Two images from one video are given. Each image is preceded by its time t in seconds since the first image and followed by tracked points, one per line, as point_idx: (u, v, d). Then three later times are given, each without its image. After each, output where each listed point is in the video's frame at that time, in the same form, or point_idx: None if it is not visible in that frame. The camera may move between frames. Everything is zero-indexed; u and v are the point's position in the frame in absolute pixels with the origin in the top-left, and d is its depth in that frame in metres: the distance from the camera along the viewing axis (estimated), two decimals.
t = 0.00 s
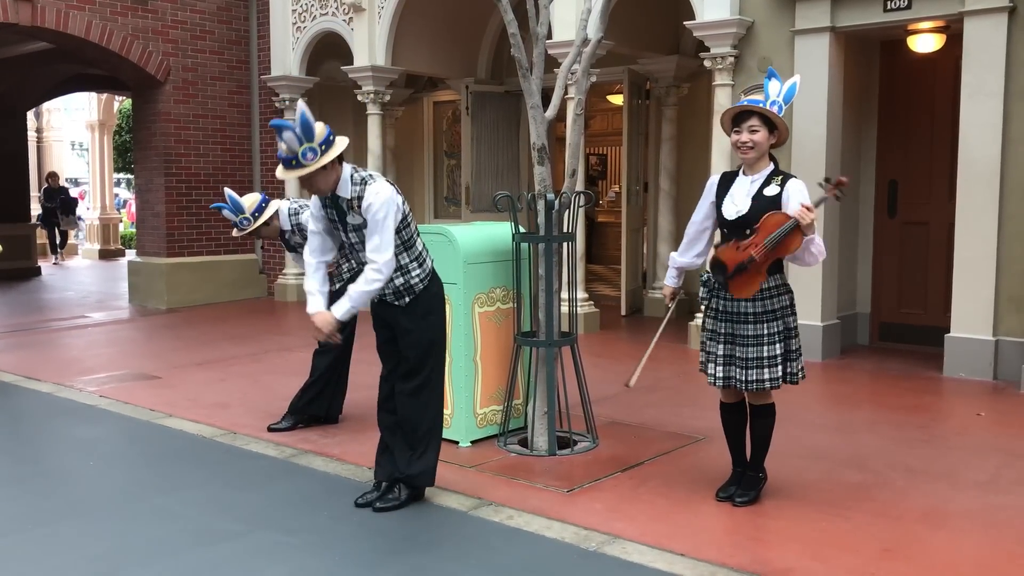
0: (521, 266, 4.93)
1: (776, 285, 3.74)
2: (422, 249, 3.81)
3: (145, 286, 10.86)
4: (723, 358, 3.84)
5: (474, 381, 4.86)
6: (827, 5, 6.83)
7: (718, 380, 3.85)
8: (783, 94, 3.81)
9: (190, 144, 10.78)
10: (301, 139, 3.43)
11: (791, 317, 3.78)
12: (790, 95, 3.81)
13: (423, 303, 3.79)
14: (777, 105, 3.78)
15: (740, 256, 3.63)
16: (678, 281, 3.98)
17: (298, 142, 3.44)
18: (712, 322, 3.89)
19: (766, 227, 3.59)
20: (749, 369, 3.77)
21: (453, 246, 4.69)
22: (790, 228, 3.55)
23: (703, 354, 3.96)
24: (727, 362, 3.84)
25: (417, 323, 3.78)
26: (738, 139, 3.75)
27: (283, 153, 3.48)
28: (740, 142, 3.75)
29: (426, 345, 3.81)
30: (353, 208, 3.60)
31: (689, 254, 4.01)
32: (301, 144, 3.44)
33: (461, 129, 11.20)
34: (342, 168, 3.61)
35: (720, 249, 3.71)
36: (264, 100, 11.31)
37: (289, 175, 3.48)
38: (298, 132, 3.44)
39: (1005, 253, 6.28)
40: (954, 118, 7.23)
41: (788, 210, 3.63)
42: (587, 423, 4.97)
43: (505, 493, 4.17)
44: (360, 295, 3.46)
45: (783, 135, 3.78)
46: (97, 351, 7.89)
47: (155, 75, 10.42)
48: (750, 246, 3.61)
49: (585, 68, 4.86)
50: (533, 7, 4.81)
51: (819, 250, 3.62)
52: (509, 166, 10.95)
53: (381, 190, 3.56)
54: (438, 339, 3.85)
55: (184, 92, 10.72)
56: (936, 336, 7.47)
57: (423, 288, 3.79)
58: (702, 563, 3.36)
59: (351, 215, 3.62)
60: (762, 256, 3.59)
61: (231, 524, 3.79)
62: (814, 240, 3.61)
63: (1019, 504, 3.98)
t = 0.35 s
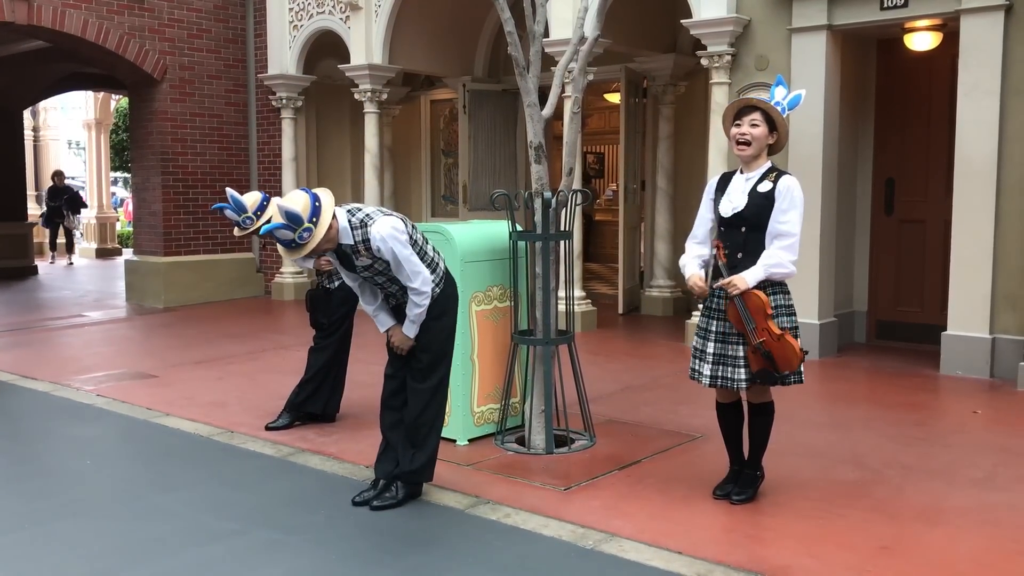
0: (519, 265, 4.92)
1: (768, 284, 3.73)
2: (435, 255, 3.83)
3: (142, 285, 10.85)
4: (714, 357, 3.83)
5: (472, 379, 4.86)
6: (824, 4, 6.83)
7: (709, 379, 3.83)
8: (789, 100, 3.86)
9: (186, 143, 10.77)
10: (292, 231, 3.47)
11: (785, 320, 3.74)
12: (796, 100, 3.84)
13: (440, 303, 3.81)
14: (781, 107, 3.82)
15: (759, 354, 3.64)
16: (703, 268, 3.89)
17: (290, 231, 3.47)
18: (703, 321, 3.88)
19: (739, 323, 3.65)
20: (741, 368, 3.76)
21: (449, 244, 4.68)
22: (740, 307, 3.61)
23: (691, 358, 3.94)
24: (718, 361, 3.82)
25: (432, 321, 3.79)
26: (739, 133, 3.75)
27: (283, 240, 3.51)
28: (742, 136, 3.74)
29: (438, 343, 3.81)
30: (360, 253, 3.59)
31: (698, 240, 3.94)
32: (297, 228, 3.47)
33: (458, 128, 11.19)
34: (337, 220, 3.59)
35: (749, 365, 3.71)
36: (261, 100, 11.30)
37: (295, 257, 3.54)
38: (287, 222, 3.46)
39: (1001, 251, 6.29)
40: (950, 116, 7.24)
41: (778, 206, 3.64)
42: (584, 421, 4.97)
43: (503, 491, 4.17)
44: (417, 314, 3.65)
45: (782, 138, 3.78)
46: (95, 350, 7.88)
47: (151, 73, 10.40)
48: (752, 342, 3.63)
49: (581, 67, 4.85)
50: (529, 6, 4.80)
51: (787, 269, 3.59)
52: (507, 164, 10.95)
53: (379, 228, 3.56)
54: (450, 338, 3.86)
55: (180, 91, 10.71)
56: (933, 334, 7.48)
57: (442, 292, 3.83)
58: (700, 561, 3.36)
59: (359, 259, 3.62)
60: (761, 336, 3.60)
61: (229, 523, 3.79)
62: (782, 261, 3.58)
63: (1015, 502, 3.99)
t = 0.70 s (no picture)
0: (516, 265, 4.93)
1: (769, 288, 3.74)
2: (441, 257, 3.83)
3: (139, 286, 10.84)
4: (712, 358, 3.82)
5: (469, 380, 4.86)
6: (820, 4, 6.84)
7: (705, 379, 3.83)
8: (779, 95, 3.81)
9: (184, 144, 10.77)
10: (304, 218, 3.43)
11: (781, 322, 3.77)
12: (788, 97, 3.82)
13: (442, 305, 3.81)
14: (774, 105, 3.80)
15: (748, 360, 3.63)
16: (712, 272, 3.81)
17: (302, 219, 3.44)
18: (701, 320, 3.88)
19: (738, 327, 3.62)
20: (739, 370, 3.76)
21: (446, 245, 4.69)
22: (748, 310, 3.59)
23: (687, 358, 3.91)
24: (716, 361, 3.82)
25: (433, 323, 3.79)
26: (740, 137, 3.75)
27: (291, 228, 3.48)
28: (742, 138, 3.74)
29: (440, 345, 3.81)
30: (370, 246, 3.64)
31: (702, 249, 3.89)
32: (310, 217, 3.44)
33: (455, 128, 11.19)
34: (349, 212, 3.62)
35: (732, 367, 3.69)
36: (258, 100, 11.30)
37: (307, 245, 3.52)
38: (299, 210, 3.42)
39: (998, 252, 6.30)
40: (947, 116, 7.25)
41: (788, 211, 3.66)
42: (581, 421, 4.97)
43: (500, 491, 4.17)
44: (395, 324, 3.55)
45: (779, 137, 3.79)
46: (92, 351, 7.88)
47: (148, 74, 10.40)
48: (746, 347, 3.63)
49: (578, 67, 4.85)
50: (526, 6, 4.80)
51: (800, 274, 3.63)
52: (504, 165, 10.97)
53: (390, 222, 3.59)
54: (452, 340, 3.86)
55: (177, 92, 10.71)
56: (930, 334, 7.49)
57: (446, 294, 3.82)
58: (696, 561, 3.37)
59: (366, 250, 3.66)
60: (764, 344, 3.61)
61: (226, 524, 3.79)
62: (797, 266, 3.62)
63: (1012, 501, 3.99)
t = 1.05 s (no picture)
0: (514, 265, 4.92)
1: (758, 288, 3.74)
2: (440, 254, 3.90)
3: (136, 287, 10.82)
4: (710, 361, 3.77)
5: (467, 381, 4.85)
6: (817, 5, 6.85)
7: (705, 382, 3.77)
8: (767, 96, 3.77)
9: (180, 144, 10.75)
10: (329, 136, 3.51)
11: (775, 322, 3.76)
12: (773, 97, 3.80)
13: (436, 305, 3.85)
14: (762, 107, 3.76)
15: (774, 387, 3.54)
16: (675, 292, 3.85)
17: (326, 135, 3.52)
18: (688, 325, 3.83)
19: (761, 356, 3.52)
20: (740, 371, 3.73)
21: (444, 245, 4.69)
22: (759, 335, 3.56)
23: (675, 363, 3.86)
24: (714, 364, 3.77)
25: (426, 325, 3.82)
26: (725, 139, 3.73)
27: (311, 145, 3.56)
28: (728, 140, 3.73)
29: (434, 345, 3.85)
30: (378, 211, 3.68)
31: (677, 259, 3.89)
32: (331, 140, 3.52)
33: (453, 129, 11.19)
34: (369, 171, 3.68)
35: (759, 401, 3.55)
36: (255, 101, 11.28)
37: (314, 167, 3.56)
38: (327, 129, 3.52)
39: (994, 252, 6.31)
40: (944, 117, 7.26)
41: (770, 212, 3.66)
42: (579, 422, 4.97)
43: (497, 492, 4.17)
44: (395, 297, 3.60)
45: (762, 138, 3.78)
46: (89, 352, 7.86)
47: (145, 75, 10.38)
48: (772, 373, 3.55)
49: (576, 68, 4.85)
50: (523, 6, 4.79)
51: (790, 279, 3.62)
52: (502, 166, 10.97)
53: (405, 192, 3.64)
54: (445, 340, 3.90)
55: (174, 92, 10.70)
56: (927, 335, 7.49)
57: (439, 291, 3.86)
58: (694, 562, 3.36)
59: (374, 215, 3.69)
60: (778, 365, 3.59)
61: (222, 525, 3.79)
62: (786, 272, 3.61)
63: (1009, 501, 3.99)
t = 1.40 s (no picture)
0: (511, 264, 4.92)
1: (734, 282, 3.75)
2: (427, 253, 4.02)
3: (133, 286, 10.81)
4: (691, 360, 3.75)
5: (465, 380, 4.85)
6: (815, 4, 6.86)
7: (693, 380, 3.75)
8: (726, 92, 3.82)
9: (178, 142, 10.74)
10: (375, 76, 3.89)
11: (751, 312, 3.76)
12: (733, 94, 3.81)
13: (409, 298, 3.88)
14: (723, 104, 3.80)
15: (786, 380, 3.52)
16: (635, 293, 3.87)
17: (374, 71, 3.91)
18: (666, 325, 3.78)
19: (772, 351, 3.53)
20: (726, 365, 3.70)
21: (441, 244, 4.69)
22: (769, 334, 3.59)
23: (652, 361, 3.83)
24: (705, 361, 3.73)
25: (402, 317, 3.86)
26: (689, 136, 3.70)
27: (355, 86, 3.92)
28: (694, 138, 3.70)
29: (409, 336, 3.87)
30: (389, 172, 3.91)
31: (635, 262, 3.89)
32: (374, 81, 3.90)
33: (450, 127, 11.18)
34: (391, 136, 4.00)
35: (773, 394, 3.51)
36: (252, 99, 11.27)
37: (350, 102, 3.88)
38: (377, 72, 3.91)
39: (992, 251, 6.31)
40: (941, 116, 7.26)
41: (742, 209, 3.66)
42: (576, 421, 4.97)
43: (494, 491, 4.16)
44: (394, 263, 3.73)
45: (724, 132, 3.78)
46: (86, 351, 7.85)
47: (143, 73, 10.37)
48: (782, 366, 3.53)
49: (574, 66, 4.84)
50: (521, 5, 4.79)
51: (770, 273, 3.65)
52: (499, 165, 10.97)
53: (416, 163, 3.87)
54: (422, 332, 3.93)
55: (172, 91, 10.68)
56: (925, 333, 7.49)
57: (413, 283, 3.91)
58: (692, 561, 3.36)
59: (383, 178, 3.92)
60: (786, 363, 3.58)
61: (220, 524, 3.78)
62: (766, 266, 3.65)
63: (1006, 501, 4.00)
